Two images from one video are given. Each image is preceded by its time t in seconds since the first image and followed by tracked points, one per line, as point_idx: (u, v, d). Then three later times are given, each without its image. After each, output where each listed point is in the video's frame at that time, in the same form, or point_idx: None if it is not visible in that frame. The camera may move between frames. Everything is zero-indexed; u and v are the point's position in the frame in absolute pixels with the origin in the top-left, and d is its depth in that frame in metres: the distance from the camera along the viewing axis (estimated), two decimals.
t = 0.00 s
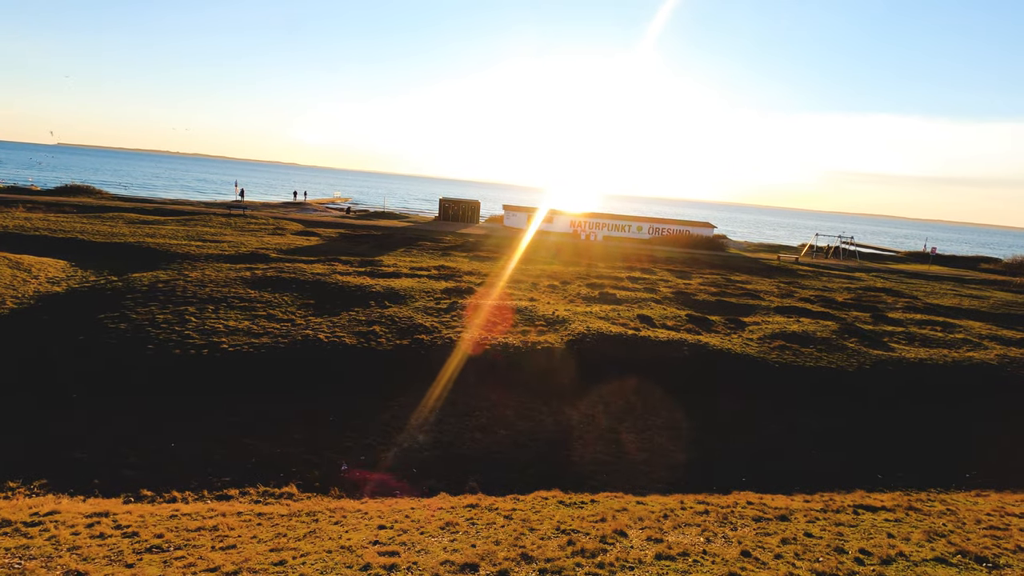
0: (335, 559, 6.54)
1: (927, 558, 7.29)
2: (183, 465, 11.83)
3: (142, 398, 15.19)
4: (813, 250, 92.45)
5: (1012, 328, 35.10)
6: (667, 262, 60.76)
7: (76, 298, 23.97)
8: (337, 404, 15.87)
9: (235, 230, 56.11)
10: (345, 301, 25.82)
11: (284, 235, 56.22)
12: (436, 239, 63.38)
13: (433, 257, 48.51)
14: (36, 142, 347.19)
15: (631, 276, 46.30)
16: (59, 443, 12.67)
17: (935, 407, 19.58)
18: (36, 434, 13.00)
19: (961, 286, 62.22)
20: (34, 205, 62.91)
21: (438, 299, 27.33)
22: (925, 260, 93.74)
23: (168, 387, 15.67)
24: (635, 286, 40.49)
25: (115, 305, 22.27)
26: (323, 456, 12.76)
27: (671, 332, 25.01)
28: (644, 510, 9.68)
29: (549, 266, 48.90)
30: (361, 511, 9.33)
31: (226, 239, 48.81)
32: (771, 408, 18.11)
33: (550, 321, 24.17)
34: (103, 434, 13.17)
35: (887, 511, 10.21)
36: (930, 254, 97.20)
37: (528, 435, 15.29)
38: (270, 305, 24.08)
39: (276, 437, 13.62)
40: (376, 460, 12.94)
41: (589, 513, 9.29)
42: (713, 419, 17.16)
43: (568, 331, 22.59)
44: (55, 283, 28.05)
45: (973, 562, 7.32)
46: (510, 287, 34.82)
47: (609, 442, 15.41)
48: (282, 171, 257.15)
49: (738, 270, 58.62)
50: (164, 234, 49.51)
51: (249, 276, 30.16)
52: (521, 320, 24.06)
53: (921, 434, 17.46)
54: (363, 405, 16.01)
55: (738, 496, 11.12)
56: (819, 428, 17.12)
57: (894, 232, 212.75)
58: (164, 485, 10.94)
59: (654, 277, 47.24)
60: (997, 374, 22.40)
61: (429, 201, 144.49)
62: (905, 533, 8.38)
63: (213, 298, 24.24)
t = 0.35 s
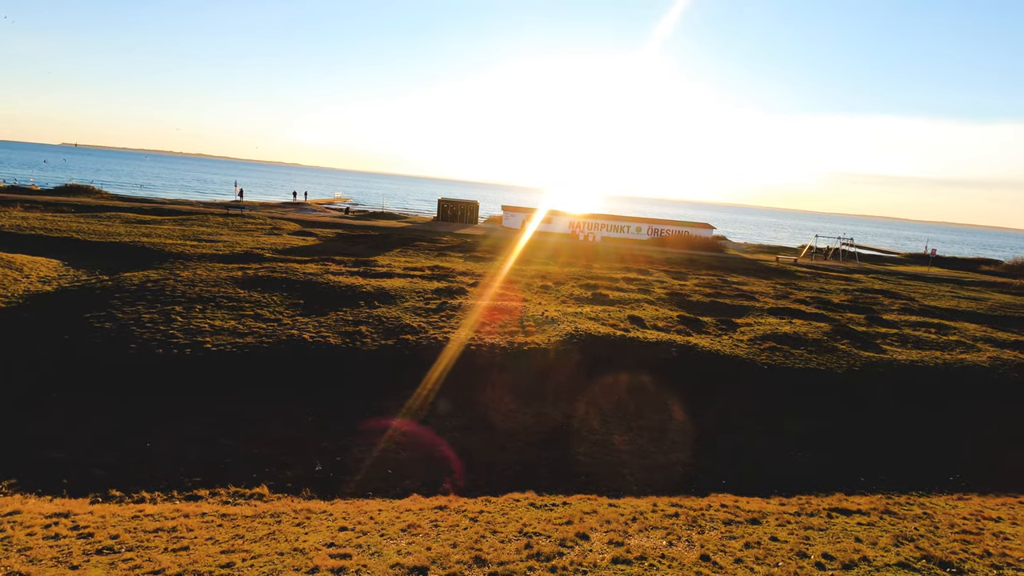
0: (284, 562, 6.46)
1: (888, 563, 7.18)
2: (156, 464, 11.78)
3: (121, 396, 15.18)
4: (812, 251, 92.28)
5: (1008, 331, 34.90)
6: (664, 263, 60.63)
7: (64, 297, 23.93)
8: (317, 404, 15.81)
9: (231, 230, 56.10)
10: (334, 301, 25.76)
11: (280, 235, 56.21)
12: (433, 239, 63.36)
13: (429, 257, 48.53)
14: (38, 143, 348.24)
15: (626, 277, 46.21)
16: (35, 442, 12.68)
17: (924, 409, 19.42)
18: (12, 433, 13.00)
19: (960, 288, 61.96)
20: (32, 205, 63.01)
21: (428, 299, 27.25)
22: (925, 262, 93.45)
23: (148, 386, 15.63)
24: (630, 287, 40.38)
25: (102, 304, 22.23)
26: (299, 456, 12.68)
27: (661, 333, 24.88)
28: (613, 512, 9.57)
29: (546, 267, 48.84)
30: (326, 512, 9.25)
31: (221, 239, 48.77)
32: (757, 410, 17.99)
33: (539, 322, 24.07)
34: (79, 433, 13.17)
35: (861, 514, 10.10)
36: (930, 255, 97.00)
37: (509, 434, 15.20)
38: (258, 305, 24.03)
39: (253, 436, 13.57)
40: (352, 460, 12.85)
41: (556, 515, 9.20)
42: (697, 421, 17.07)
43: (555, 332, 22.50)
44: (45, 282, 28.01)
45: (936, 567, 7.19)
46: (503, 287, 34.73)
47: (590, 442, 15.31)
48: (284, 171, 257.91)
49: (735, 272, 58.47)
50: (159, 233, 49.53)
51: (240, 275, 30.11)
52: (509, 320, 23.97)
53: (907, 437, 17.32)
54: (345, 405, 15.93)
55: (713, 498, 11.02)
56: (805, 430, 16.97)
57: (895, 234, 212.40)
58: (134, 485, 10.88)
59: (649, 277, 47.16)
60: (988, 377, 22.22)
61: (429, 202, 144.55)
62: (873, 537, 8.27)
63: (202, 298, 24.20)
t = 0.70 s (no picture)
0: (229, 557, 6.42)
1: (845, 560, 7.11)
2: (127, 460, 11.75)
3: (98, 392, 15.17)
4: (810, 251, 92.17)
5: (1000, 331, 34.81)
6: (659, 263, 60.58)
7: (50, 294, 23.90)
8: (296, 401, 15.80)
9: (226, 228, 56.06)
10: (322, 299, 25.73)
11: (275, 233, 56.19)
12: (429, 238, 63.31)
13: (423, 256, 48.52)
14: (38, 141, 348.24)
15: (620, 276, 46.16)
16: (7, 437, 12.66)
17: (910, 409, 19.34)
18: None
19: (955, 289, 61.87)
20: (28, 202, 63.03)
21: (416, 297, 27.19)
22: (922, 262, 93.33)
23: (125, 381, 15.60)
24: (623, 286, 40.31)
25: (87, 301, 22.20)
26: (272, 453, 12.64)
27: (648, 331, 24.80)
28: (579, 509, 9.54)
29: (540, 266, 48.79)
30: (289, 508, 9.21)
31: (215, 237, 48.75)
32: (740, 409, 17.94)
33: (525, 320, 24.03)
34: (53, 428, 13.16)
35: (830, 512, 10.03)
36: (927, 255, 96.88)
37: (487, 432, 15.16)
38: (245, 302, 24.00)
39: (227, 432, 13.54)
40: (325, 458, 12.81)
41: (520, 512, 9.15)
42: (678, 419, 17.05)
43: (541, 330, 22.44)
44: (33, 279, 27.96)
45: (894, 565, 7.12)
46: (494, 286, 34.66)
47: (569, 440, 15.29)
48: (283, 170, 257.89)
49: (730, 271, 58.43)
50: (153, 231, 49.49)
51: (230, 273, 30.08)
52: (496, 319, 23.93)
53: (889, 436, 17.25)
54: (323, 402, 15.90)
55: (684, 496, 10.95)
56: (787, 429, 16.91)
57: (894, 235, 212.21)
58: (102, 481, 10.84)
59: (643, 277, 47.10)
60: (974, 377, 22.15)
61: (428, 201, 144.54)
62: (835, 535, 8.20)
63: (188, 295, 24.16)
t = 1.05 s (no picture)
0: (179, 561, 6.34)
1: (806, 567, 7.05)
2: (99, 462, 11.66)
3: (76, 393, 15.08)
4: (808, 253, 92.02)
5: (994, 333, 34.65)
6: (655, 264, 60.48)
7: (38, 294, 23.86)
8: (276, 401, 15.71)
9: (222, 229, 56.06)
10: (311, 299, 25.66)
11: (270, 234, 56.13)
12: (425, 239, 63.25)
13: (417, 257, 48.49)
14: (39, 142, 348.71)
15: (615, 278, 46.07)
16: None
17: (898, 412, 19.24)
18: None
19: (952, 291, 61.69)
20: (24, 202, 63.05)
21: (406, 298, 27.08)
22: (920, 265, 93.12)
23: (104, 383, 15.51)
24: (616, 287, 40.20)
25: (74, 301, 22.14)
26: (247, 455, 12.56)
27: (637, 333, 24.70)
28: (548, 513, 9.45)
29: (535, 267, 48.74)
30: (255, 511, 9.12)
31: (209, 237, 48.74)
32: (726, 411, 17.84)
33: (514, 322, 23.95)
34: (27, 430, 13.07)
35: (803, 516, 9.96)
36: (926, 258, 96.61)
37: (467, 434, 15.01)
38: (233, 303, 23.95)
39: (203, 434, 13.45)
40: (302, 460, 12.76)
41: (488, 516, 9.07)
42: (663, 422, 16.90)
43: (529, 331, 22.37)
44: (23, 279, 27.94)
45: (856, 571, 7.05)
46: (486, 287, 34.58)
47: (550, 442, 15.12)
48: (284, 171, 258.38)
49: (726, 273, 58.35)
50: (148, 232, 49.50)
51: (220, 274, 30.03)
52: (484, 320, 23.85)
53: (875, 438, 17.16)
54: (303, 403, 15.81)
55: (658, 501, 10.88)
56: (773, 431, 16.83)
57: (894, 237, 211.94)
58: (71, 484, 10.76)
59: (638, 278, 47.02)
60: (964, 380, 22.07)
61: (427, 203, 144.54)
62: (802, 539, 8.16)
63: (176, 296, 24.09)
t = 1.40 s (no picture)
0: (120, 565, 6.20)
1: (770, 572, 6.83)
2: (70, 463, 11.55)
3: (53, 393, 14.96)
4: (808, 254, 91.68)
5: (991, 335, 34.34)
6: (652, 266, 60.26)
7: (25, 294, 23.77)
8: (257, 400, 15.61)
9: (218, 230, 56.02)
10: (299, 300, 25.55)
11: (266, 235, 56.03)
12: (422, 240, 63.13)
13: (412, 257, 48.40)
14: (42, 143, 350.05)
15: (610, 279, 45.90)
16: None
17: (888, 413, 19.03)
18: None
19: (951, 293, 61.25)
20: (22, 203, 63.15)
21: (395, 298, 26.92)
22: (921, 266, 92.61)
23: (82, 383, 15.38)
24: (611, 288, 39.98)
25: (60, 301, 22.07)
26: (221, 456, 12.43)
27: (627, 334, 24.52)
28: (517, 516, 9.29)
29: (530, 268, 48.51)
30: (217, 513, 8.98)
31: (205, 238, 48.69)
32: (712, 413, 17.66)
33: (502, 322, 23.79)
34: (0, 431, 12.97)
35: (778, 520, 9.75)
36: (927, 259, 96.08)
37: (447, 436, 14.82)
38: (220, 303, 23.86)
39: (180, 434, 13.35)
40: (275, 461, 12.51)
41: (455, 518, 8.90)
42: (647, 424, 16.69)
43: (517, 332, 22.20)
44: (12, 279, 27.89)
45: None
46: (479, 288, 34.38)
47: (530, 444, 14.92)
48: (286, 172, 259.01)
49: (724, 274, 58.13)
50: (143, 232, 49.48)
51: (211, 274, 29.93)
52: (473, 321, 23.70)
53: (864, 440, 16.94)
54: (283, 403, 15.65)
55: (633, 503, 10.71)
56: (758, 432, 16.63)
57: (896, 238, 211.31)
58: (38, 485, 10.65)
59: (633, 279, 46.82)
60: (957, 381, 21.80)
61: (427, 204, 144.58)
62: (770, 544, 7.96)
63: (163, 296, 23.99)
